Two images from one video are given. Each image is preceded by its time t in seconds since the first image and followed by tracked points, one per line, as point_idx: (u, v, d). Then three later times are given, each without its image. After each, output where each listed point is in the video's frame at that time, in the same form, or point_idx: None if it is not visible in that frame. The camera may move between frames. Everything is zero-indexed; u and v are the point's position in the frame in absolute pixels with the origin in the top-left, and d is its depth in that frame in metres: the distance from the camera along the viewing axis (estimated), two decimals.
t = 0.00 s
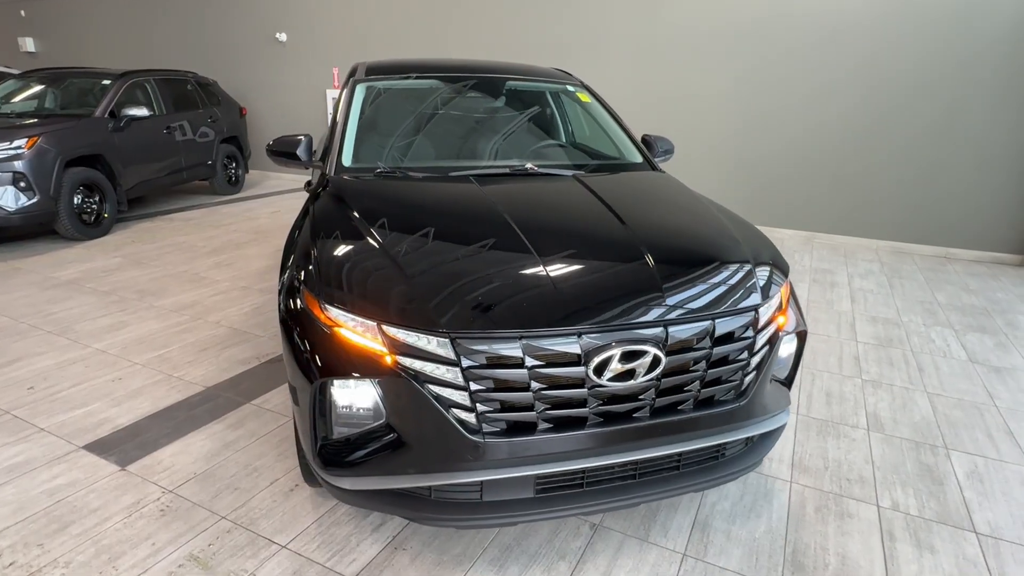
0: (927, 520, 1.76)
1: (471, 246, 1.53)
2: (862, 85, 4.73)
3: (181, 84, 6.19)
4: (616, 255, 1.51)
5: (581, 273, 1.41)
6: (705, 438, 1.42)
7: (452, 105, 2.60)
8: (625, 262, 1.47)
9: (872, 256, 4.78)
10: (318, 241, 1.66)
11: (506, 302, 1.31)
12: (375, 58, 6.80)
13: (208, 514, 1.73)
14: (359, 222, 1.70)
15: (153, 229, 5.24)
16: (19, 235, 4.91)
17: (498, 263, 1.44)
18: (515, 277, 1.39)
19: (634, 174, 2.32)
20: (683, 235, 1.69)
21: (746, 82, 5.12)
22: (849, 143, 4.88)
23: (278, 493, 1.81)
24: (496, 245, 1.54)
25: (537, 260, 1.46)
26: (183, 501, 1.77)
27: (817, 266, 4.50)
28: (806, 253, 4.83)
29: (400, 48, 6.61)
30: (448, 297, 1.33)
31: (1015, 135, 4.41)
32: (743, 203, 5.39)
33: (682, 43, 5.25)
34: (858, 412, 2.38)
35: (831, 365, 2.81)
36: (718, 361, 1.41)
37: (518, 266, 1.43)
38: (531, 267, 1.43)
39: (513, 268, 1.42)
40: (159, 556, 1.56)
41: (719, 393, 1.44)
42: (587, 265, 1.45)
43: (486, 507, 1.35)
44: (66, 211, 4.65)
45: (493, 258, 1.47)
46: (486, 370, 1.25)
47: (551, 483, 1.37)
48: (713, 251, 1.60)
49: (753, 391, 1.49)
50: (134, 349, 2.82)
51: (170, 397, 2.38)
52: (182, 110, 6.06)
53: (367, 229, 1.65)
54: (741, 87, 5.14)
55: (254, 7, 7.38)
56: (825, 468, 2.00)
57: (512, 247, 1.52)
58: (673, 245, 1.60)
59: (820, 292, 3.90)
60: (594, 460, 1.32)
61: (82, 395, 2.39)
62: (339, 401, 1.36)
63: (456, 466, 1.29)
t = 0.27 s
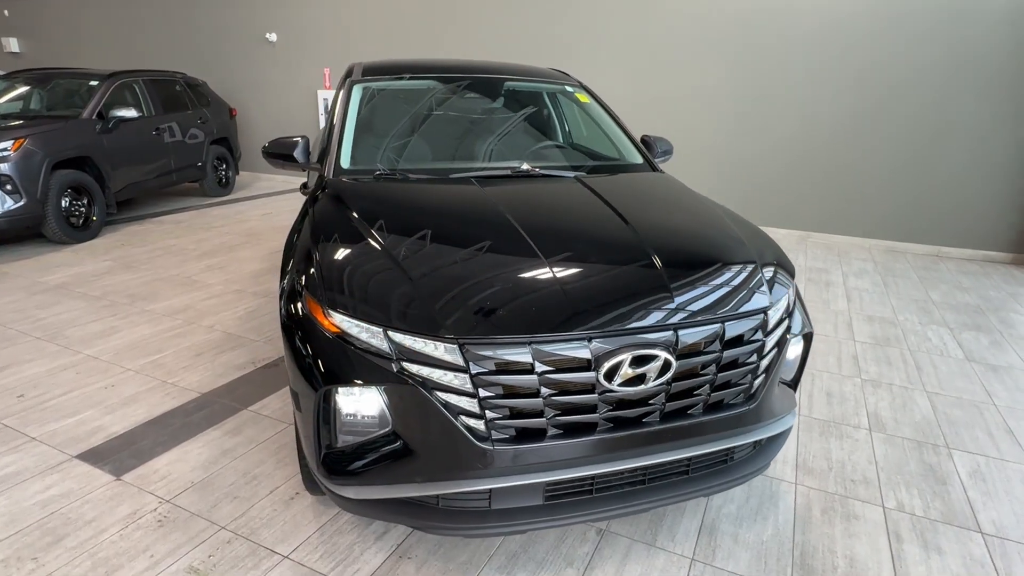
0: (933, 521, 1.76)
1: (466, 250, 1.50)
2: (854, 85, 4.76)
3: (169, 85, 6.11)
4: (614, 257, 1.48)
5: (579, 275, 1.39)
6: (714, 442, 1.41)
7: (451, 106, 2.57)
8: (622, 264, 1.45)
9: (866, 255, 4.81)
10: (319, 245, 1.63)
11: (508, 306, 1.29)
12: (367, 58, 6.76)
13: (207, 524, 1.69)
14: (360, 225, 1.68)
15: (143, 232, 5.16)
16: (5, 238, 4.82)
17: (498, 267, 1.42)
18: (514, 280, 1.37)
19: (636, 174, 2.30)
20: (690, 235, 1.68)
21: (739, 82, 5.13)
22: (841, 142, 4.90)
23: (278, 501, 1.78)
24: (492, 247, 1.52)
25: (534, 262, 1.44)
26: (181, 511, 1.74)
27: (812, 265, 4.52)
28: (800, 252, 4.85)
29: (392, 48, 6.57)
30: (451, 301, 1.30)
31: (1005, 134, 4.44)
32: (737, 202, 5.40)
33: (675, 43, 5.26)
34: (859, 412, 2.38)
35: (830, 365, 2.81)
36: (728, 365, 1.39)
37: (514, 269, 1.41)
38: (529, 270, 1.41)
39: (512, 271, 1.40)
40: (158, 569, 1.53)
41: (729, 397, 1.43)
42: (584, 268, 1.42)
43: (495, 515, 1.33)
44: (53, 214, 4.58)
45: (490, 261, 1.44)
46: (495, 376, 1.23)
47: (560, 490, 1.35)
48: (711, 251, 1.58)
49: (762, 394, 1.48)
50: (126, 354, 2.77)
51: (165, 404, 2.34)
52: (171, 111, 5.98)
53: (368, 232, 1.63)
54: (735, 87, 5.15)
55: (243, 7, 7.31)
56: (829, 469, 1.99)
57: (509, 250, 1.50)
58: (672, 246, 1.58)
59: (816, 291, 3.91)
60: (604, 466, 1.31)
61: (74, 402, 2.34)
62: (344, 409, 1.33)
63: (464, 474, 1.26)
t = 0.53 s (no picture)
0: (934, 514, 1.77)
1: (461, 248, 1.48)
2: (844, 82, 4.80)
3: (156, 82, 6.03)
4: (614, 254, 1.47)
5: (576, 272, 1.38)
6: (720, 439, 1.41)
7: (449, 103, 2.55)
8: (619, 262, 1.44)
9: (857, 251, 4.85)
10: (321, 244, 1.61)
11: (509, 305, 1.27)
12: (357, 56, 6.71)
13: (207, 528, 1.67)
14: (361, 224, 1.66)
15: (131, 232, 5.09)
16: None
17: (495, 265, 1.40)
18: (511, 279, 1.35)
19: (635, 172, 2.30)
20: (693, 232, 1.67)
21: (731, 80, 5.17)
22: (832, 139, 4.94)
23: (279, 504, 1.75)
24: (488, 245, 1.50)
25: (528, 261, 1.42)
26: (180, 515, 1.71)
27: (805, 262, 4.55)
28: (793, 249, 4.88)
29: (383, 46, 6.54)
30: (453, 300, 1.29)
31: (993, 131, 4.50)
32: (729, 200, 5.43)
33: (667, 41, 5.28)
34: (856, 407, 2.40)
35: (826, 361, 2.83)
36: (734, 362, 1.39)
37: (512, 267, 1.40)
38: (526, 268, 1.39)
39: (509, 270, 1.39)
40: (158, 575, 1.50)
41: (735, 395, 1.43)
42: (580, 266, 1.41)
43: (503, 515, 1.32)
44: (39, 214, 4.50)
45: (486, 259, 1.43)
46: (503, 376, 1.22)
47: (568, 490, 1.34)
48: (707, 247, 1.56)
49: (767, 392, 1.48)
50: (118, 356, 2.73)
51: (159, 406, 2.30)
52: (158, 109, 5.89)
53: (368, 230, 1.61)
54: (727, 85, 5.18)
55: (231, 4, 7.23)
56: (829, 465, 2.00)
57: (505, 248, 1.48)
58: (669, 243, 1.56)
59: (810, 288, 3.94)
60: (612, 465, 1.30)
61: (66, 405, 2.30)
62: (349, 410, 1.31)
63: (472, 475, 1.25)
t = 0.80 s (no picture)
0: (928, 508, 1.81)
1: (458, 248, 1.49)
2: (832, 85, 4.88)
3: (144, 83, 5.97)
4: (617, 254, 1.50)
5: (577, 271, 1.40)
6: (724, 435, 1.43)
7: (447, 104, 2.56)
8: (615, 261, 1.46)
9: (845, 251, 4.93)
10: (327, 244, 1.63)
11: (512, 305, 1.29)
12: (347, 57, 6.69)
13: (212, 530, 1.66)
14: (366, 223, 1.67)
15: (120, 235, 5.04)
16: None
17: (493, 266, 1.41)
18: (510, 279, 1.36)
19: (634, 173, 2.33)
20: (695, 232, 1.70)
21: (721, 82, 5.24)
22: (820, 141, 5.02)
23: (283, 505, 1.75)
24: (483, 245, 1.51)
25: (525, 260, 1.44)
26: (184, 518, 1.71)
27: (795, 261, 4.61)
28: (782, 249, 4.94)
29: (374, 47, 6.53)
30: (458, 299, 1.30)
31: (976, 132, 4.59)
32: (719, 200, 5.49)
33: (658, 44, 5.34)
34: (850, 404, 2.44)
35: (818, 358, 2.87)
36: (738, 360, 1.42)
37: (510, 267, 1.41)
38: (525, 268, 1.41)
39: (508, 270, 1.40)
40: None
41: (739, 392, 1.45)
42: (575, 266, 1.42)
43: (512, 513, 1.33)
44: (26, 217, 4.45)
45: (484, 260, 1.44)
46: (514, 375, 1.24)
47: (576, 487, 1.35)
48: (703, 247, 1.58)
49: (769, 389, 1.51)
50: (112, 360, 2.70)
51: (157, 409, 2.29)
52: (146, 110, 5.84)
53: (373, 230, 1.62)
54: (716, 87, 5.25)
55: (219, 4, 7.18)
56: (825, 460, 2.04)
57: (500, 249, 1.49)
58: (668, 243, 1.58)
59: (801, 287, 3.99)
60: (620, 461, 1.32)
61: (61, 410, 2.28)
62: (358, 409, 1.32)
63: (482, 473, 1.27)
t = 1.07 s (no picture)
0: (918, 495, 1.88)
1: (457, 247, 1.53)
2: (818, 87, 4.99)
3: (134, 84, 5.93)
4: (620, 252, 1.55)
5: (578, 269, 1.45)
6: (726, 425, 1.49)
7: (448, 106, 2.60)
8: (611, 259, 1.50)
9: (831, 250, 5.03)
10: (337, 244, 1.66)
11: (514, 302, 1.33)
12: (338, 58, 6.70)
13: (224, 526, 1.69)
14: (374, 224, 1.71)
15: (111, 236, 5.00)
16: None
17: (492, 264, 1.46)
18: (511, 277, 1.41)
19: (632, 173, 2.38)
20: (695, 230, 1.75)
21: (709, 84, 5.32)
22: (807, 142, 5.13)
23: (293, 501, 1.78)
24: (481, 244, 1.55)
25: (522, 259, 1.48)
26: (195, 515, 1.73)
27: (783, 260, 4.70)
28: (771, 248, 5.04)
29: (365, 49, 6.54)
30: (466, 297, 1.35)
31: (957, 133, 4.72)
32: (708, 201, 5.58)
33: (648, 47, 5.42)
34: (839, 397, 2.52)
35: (808, 354, 2.95)
36: (738, 353, 1.48)
37: (509, 264, 1.46)
38: (524, 266, 1.45)
39: (508, 268, 1.44)
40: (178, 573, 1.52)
41: (739, 384, 1.51)
42: (568, 263, 1.47)
43: (524, 503, 1.37)
44: (15, 218, 4.41)
45: (483, 258, 1.48)
46: (526, 368, 1.28)
47: (585, 477, 1.40)
48: (699, 246, 1.63)
49: (768, 381, 1.57)
50: (112, 361, 2.70)
51: (160, 409, 2.30)
52: (136, 110, 5.80)
53: (382, 230, 1.66)
54: (705, 89, 5.34)
55: (208, 4, 7.14)
56: (818, 452, 2.11)
57: (496, 248, 1.53)
58: (670, 241, 1.64)
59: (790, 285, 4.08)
60: (627, 451, 1.37)
61: (64, 410, 2.28)
62: (374, 404, 1.36)
63: (495, 465, 1.31)
